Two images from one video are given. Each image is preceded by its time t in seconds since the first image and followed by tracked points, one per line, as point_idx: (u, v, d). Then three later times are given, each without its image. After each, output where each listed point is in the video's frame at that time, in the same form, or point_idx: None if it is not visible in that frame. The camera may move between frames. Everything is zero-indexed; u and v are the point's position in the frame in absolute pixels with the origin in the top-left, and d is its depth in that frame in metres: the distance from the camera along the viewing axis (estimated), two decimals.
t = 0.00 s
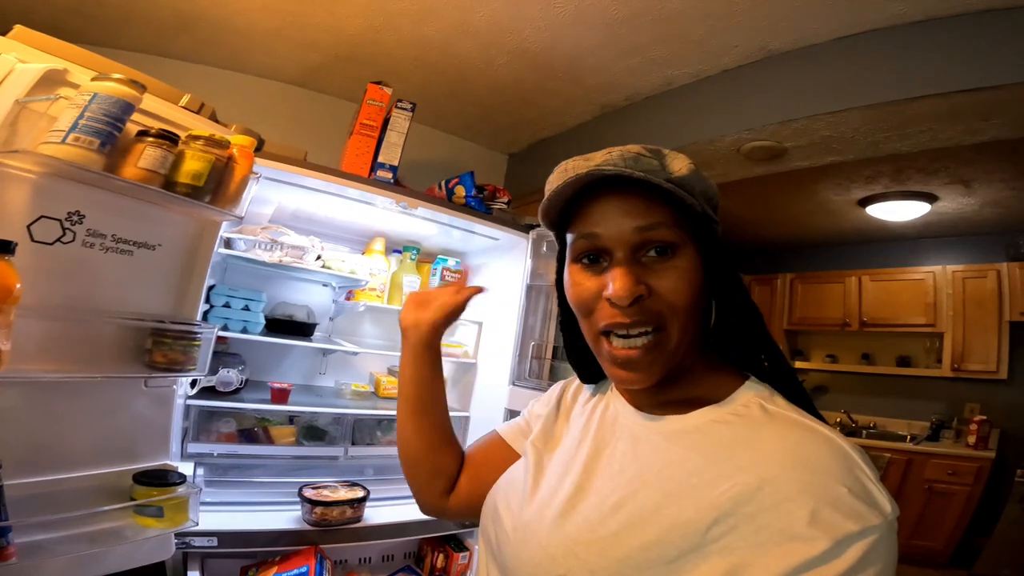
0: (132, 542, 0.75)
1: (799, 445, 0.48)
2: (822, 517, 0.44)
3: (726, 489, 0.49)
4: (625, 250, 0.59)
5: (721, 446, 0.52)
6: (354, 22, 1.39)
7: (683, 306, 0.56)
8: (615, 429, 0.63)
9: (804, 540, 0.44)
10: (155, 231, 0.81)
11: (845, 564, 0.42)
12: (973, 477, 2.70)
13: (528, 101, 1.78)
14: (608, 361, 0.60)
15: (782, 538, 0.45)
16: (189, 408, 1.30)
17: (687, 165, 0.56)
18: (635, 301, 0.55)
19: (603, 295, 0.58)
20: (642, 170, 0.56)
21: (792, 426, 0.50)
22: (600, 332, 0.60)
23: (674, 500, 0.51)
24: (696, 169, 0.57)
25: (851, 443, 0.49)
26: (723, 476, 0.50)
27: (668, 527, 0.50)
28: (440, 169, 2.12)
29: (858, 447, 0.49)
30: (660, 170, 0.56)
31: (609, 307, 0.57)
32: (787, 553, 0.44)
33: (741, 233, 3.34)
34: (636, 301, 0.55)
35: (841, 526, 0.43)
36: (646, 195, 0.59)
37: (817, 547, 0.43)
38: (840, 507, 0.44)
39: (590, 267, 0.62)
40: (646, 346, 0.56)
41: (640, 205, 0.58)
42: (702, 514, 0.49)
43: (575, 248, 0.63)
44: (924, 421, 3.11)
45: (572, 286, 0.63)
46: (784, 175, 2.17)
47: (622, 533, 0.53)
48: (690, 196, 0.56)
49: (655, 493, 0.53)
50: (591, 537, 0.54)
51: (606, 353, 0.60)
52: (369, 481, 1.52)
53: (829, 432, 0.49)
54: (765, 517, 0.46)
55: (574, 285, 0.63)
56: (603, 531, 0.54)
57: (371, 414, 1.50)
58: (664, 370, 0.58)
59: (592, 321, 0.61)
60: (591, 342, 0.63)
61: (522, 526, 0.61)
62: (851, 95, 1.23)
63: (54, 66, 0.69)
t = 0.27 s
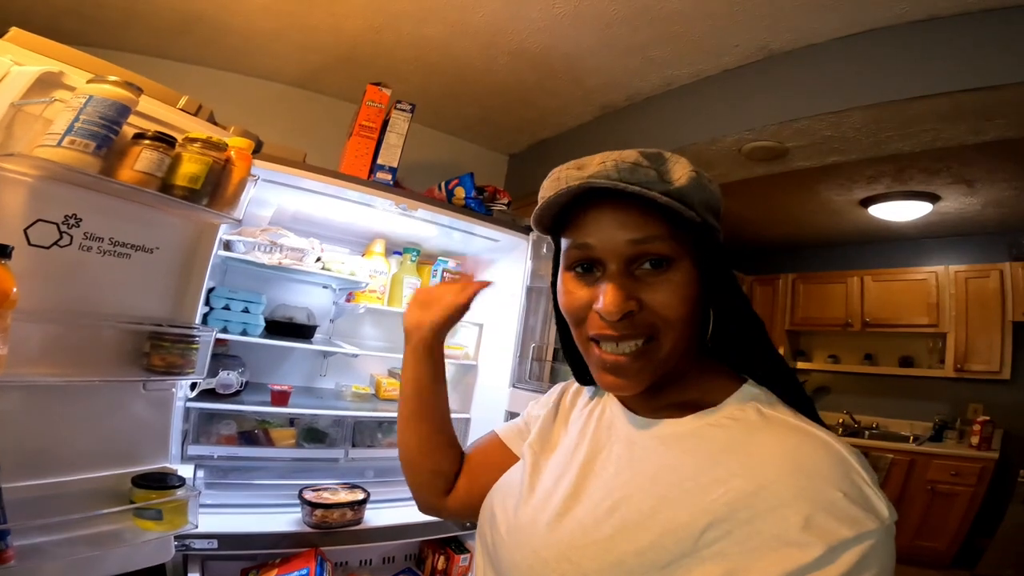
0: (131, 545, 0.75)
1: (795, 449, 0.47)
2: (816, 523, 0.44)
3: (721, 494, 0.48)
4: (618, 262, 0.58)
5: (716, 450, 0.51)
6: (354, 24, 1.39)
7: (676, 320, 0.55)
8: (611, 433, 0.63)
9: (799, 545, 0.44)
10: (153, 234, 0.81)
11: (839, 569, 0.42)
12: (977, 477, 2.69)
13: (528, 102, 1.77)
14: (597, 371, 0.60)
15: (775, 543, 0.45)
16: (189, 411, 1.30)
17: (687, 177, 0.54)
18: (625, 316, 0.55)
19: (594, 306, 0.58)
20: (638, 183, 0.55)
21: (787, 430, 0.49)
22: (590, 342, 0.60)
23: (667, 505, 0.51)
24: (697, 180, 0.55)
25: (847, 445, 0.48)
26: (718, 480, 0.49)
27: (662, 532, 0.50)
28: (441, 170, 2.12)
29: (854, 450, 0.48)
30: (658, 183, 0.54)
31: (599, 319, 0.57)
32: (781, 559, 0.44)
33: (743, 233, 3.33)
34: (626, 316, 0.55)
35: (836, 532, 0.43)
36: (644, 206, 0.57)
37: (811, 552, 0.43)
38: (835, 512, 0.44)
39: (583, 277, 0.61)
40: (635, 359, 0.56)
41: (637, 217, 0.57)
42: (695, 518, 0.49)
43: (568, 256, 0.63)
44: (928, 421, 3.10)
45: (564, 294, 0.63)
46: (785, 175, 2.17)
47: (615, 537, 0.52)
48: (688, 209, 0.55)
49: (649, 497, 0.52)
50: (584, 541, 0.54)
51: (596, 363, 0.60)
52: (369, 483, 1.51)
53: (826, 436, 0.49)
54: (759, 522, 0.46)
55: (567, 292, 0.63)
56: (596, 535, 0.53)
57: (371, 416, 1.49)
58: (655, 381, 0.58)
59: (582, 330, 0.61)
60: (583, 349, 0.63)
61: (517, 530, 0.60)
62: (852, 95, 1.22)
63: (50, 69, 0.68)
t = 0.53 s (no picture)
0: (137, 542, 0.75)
1: (798, 438, 0.47)
2: (820, 512, 0.44)
3: (723, 483, 0.48)
4: (631, 240, 0.58)
5: (719, 440, 0.51)
6: (359, 23, 1.39)
7: (680, 305, 0.55)
8: (612, 425, 0.63)
9: (802, 536, 0.44)
10: (162, 229, 0.81)
11: (844, 559, 0.42)
12: (981, 478, 2.68)
13: (532, 102, 1.78)
14: (594, 344, 0.60)
15: (777, 534, 0.45)
16: (194, 408, 1.30)
17: (716, 168, 0.55)
18: (628, 291, 0.55)
19: (599, 278, 0.58)
20: (664, 164, 0.55)
21: (789, 418, 0.50)
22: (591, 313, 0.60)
23: (669, 495, 0.51)
24: (724, 173, 0.55)
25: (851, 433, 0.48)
26: (720, 470, 0.49)
27: (662, 525, 0.50)
28: (444, 170, 2.12)
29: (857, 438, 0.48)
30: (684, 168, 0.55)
31: (603, 290, 0.58)
32: (783, 550, 0.44)
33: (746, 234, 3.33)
34: (630, 291, 0.55)
35: (840, 521, 0.43)
36: (667, 189, 0.57)
37: (814, 543, 0.43)
38: (839, 502, 0.43)
39: (594, 250, 0.62)
40: (634, 336, 0.56)
41: (658, 198, 0.57)
42: (698, 510, 0.49)
43: (584, 227, 0.63)
44: (930, 422, 3.10)
45: (573, 264, 0.63)
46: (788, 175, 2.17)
47: (616, 528, 0.52)
48: (710, 198, 0.55)
49: (651, 488, 0.52)
50: (586, 534, 0.54)
51: (594, 336, 0.60)
52: (373, 481, 1.51)
53: (831, 424, 0.49)
54: (762, 513, 0.46)
55: (576, 263, 0.63)
56: (598, 527, 0.53)
57: (375, 415, 1.50)
58: (651, 363, 0.58)
59: (586, 302, 0.62)
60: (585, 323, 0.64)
61: (518, 522, 0.60)
62: (855, 94, 1.23)
63: (62, 64, 0.69)
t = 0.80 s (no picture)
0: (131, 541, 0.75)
1: (798, 442, 0.47)
2: (819, 517, 0.43)
3: (723, 485, 0.48)
4: (633, 223, 0.58)
5: (717, 441, 0.51)
6: (356, 24, 1.39)
7: (685, 284, 0.55)
8: (609, 424, 0.62)
9: (800, 541, 0.43)
10: (155, 228, 0.81)
11: (842, 565, 0.42)
12: (982, 477, 2.67)
13: (530, 102, 1.78)
14: (598, 331, 0.59)
15: (776, 537, 0.45)
16: (192, 409, 1.30)
17: (712, 149, 0.56)
18: (634, 269, 0.55)
19: (603, 261, 0.58)
20: (663, 144, 0.56)
21: (790, 421, 0.49)
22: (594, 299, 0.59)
23: (664, 496, 0.50)
24: (720, 154, 0.57)
25: (851, 436, 0.48)
26: (718, 472, 0.49)
27: (660, 527, 0.49)
28: (443, 170, 2.12)
29: (857, 441, 0.48)
30: (683, 147, 0.56)
31: (607, 273, 0.57)
32: (782, 553, 0.44)
33: (746, 233, 3.33)
34: (636, 269, 0.55)
35: (838, 526, 0.43)
36: (667, 172, 0.59)
37: (811, 548, 0.42)
38: (838, 507, 0.43)
39: (595, 236, 0.62)
40: (640, 317, 0.56)
41: (658, 180, 0.58)
42: (696, 511, 0.48)
43: (584, 216, 0.64)
44: (932, 421, 3.09)
45: (574, 252, 0.63)
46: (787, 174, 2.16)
47: (610, 529, 0.52)
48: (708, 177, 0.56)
49: (647, 489, 0.51)
50: (578, 533, 0.53)
51: (599, 322, 0.59)
52: (371, 482, 1.51)
53: (830, 427, 0.48)
54: (760, 516, 0.46)
55: (576, 251, 0.63)
56: (591, 527, 0.53)
57: (373, 415, 1.50)
58: (657, 348, 0.57)
59: (588, 289, 0.62)
60: (585, 313, 0.63)
61: (512, 522, 0.60)
62: (853, 92, 1.22)
63: (55, 65, 0.69)
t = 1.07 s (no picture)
0: (129, 540, 0.76)
1: (789, 442, 0.47)
2: (808, 517, 0.43)
3: (715, 484, 0.48)
4: (632, 228, 0.59)
5: (709, 441, 0.51)
6: (354, 26, 1.40)
7: (687, 286, 0.56)
8: (604, 424, 0.62)
9: (789, 540, 0.43)
10: (153, 230, 0.82)
11: (830, 563, 0.42)
12: (983, 478, 2.66)
13: (528, 103, 1.78)
14: (605, 338, 0.59)
15: (767, 536, 0.45)
16: (190, 409, 1.31)
17: (699, 152, 0.58)
18: (640, 274, 0.55)
19: (607, 268, 0.58)
20: (656, 148, 0.57)
21: (781, 421, 0.49)
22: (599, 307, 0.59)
23: (660, 496, 0.50)
24: (706, 158, 0.58)
25: (842, 438, 0.48)
26: (710, 472, 0.49)
27: (654, 522, 0.49)
28: (441, 171, 2.13)
29: (849, 443, 0.48)
30: (676, 151, 0.57)
31: (612, 280, 0.57)
32: (772, 553, 0.44)
33: (745, 234, 3.33)
34: (642, 274, 0.55)
35: (827, 526, 0.43)
36: (659, 176, 0.60)
37: (801, 547, 0.43)
38: (827, 507, 0.43)
39: (593, 244, 0.62)
40: (648, 322, 0.55)
41: (652, 185, 0.59)
42: (688, 510, 0.48)
43: (579, 225, 0.64)
44: (932, 421, 3.08)
45: (573, 262, 0.63)
46: (785, 174, 2.17)
47: (604, 528, 0.51)
48: (699, 179, 0.58)
49: (641, 488, 0.51)
50: (574, 533, 0.53)
51: (605, 330, 0.59)
52: (369, 482, 1.51)
53: (821, 428, 0.49)
54: (751, 515, 0.46)
55: (576, 260, 0.62)
56: (586, 525, 0.53)
57: (371, 416, 1.50)
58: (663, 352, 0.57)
59: (591, 298, 0.61)
60: (587, 322, 0.62)
61: (506, 521, 0.60)
62: (848, 92, 1.23)
63: (53, 68, 0.70)
